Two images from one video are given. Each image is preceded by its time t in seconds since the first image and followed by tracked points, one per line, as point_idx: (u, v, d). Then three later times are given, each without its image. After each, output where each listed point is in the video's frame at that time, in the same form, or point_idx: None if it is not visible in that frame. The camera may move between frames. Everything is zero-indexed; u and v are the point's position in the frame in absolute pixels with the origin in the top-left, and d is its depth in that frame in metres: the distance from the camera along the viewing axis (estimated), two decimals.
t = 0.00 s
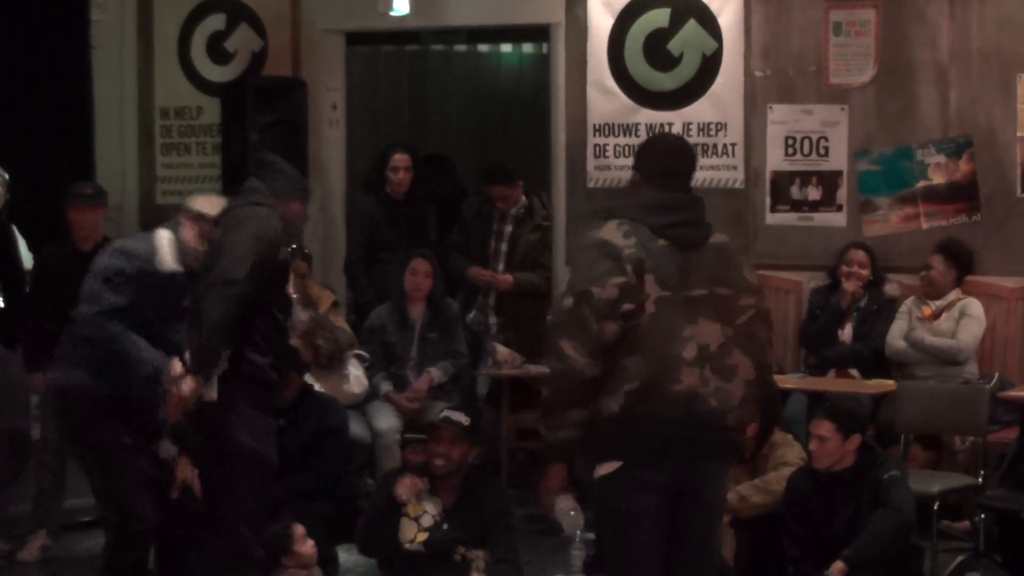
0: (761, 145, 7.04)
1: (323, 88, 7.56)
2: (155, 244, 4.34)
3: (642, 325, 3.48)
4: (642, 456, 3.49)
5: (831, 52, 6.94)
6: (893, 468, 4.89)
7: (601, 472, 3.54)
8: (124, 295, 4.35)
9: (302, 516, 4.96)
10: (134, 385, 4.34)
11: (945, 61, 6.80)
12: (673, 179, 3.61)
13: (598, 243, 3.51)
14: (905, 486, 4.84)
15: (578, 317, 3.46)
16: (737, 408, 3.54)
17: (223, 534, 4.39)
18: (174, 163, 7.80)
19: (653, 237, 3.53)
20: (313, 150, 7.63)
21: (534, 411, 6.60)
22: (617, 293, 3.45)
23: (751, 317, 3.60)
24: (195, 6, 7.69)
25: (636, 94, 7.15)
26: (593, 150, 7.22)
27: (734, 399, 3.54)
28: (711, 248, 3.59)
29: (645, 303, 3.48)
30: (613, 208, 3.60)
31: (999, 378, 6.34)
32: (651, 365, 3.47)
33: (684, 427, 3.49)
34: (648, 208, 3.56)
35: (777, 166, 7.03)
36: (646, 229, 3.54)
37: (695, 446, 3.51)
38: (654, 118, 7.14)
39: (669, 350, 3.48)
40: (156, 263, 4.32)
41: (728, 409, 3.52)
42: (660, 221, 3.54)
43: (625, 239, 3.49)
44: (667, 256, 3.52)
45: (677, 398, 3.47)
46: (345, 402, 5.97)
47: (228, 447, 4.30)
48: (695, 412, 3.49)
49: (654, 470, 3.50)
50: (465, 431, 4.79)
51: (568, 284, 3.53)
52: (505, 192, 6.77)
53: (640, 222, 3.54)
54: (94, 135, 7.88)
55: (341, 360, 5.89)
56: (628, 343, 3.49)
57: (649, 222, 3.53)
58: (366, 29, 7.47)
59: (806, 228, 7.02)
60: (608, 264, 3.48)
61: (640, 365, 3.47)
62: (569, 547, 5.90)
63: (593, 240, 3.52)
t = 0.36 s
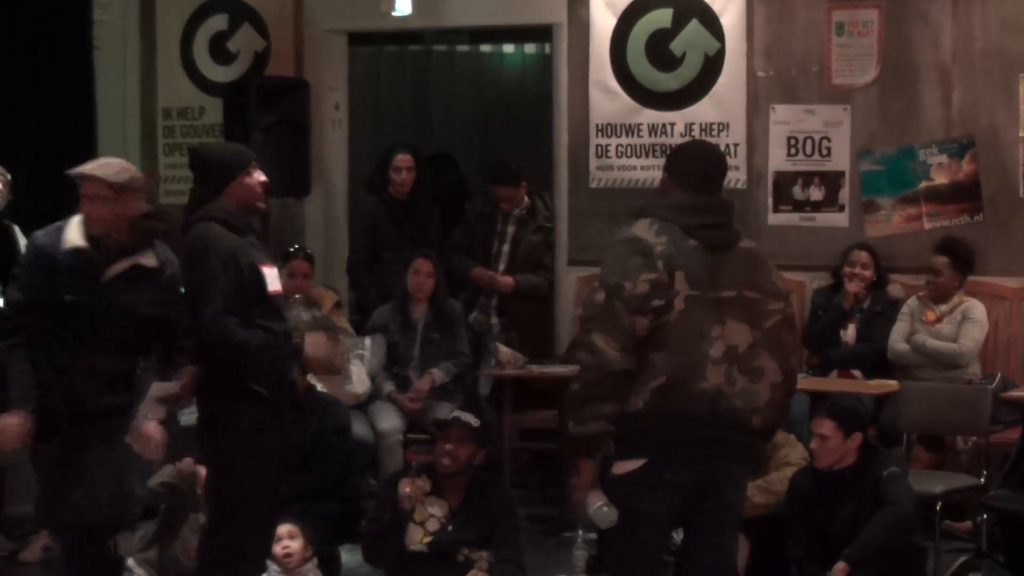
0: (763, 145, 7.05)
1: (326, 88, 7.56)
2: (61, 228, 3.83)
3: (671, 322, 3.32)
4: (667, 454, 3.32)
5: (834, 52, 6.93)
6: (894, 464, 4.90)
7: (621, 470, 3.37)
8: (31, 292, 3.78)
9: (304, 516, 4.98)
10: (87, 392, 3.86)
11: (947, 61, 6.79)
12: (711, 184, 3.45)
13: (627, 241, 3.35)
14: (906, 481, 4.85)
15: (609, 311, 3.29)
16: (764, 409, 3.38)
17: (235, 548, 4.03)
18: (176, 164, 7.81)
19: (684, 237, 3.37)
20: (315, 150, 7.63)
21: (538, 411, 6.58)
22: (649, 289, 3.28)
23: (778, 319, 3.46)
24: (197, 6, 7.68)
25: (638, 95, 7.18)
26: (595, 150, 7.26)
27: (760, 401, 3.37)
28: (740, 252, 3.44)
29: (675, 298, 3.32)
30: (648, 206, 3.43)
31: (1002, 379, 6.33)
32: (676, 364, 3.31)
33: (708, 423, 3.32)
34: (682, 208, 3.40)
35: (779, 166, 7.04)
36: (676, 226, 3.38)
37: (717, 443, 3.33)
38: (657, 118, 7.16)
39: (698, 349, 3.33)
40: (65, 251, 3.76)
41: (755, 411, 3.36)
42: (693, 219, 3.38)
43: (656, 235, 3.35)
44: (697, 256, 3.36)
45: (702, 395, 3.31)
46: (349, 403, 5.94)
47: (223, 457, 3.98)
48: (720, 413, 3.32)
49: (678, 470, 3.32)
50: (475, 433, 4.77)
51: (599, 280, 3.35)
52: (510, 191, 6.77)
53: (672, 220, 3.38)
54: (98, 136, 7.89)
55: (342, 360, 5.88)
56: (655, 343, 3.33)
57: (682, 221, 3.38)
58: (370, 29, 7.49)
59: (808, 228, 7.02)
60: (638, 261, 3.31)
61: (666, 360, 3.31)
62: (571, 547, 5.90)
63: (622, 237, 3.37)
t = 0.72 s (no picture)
0: (764, 145, 7.06)
1: (328, 88, 7.58)
2: None
3: (673, 329, 3.30)
4: (667, 456, 3.32)
5: (836, 52, 6.93)
6: (896, 464, 4.91)
7: (621, 471, 3.38)
8: None
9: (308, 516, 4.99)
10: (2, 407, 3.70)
11: (950, 61, 6.78)
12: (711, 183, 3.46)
13: (627, 247, 3.33)
14: (907, 480, 4.85)
15: (609, 319, 3.29)
16: (768, 408, 3.36)
17: (229, 551, 4.05)
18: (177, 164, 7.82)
19: (683, 240, 3.36)
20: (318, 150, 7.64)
21: (540, 411, 6.57)
22: (648, 297, 3.28)
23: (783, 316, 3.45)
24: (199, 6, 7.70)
25: (639, 95, 7.19)
26: (597, 150, 7.27)
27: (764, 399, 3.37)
28: (740, 250, 3.44)
29: (675, 306, 3.30)
30: (647, 208, 3.42)
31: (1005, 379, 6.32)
32: (682, 369, 3.29)
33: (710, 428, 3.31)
34: (681, 210, 3.39)
35: (781, 166, 7.05)
36: (675, 230, 3.37)
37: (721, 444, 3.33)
38: (659, 118, 7.17)
39: (701, 352, 3.32)
40: None
41: (760, 411, 3.35)
42: (694, 223, 3.37)
43: (654, 240, 3.32)
44: (699, 259, 3.35)
45: (705, 394, 3.29)
46: (351, 403, 5.95)
47: (222, 460, 3.99)
48: (724, 412, 3.31)
49: (679, 471, 3.31)
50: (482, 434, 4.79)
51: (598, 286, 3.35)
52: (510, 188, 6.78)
53: (670, 224, 3.37)
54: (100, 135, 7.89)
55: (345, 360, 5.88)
56: (657, 349, 3.31)
57: (681, 225, 3.37)
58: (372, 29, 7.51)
59: (811, 228, 7.02)
60: (638, 267, 3.30)
61: (670, 367, 3.29)
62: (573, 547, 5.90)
63: (621, 243, 3.35)
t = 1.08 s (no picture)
0: (766, 145, 7.06)
1: (330, 88, 7.57)
2: None
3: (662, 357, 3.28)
4: (666, 456, 3.30)
5: (838, 52, 6.92)
6: (897, 464, 4.91)
7: (587, 481, 3.35)
8: None
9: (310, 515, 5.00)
10: None
11: (951, 61, 6.78)
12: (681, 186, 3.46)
13: (615, 270, 3.27)
14: (907, 480, 4.86)
15: (599, 346, 3.26)
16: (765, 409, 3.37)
17: (228, 552, 4.08)
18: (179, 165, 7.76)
19: (668, 257, 3.33)
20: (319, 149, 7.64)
21: (541, 411, 6.55)
22: (641, 324, 3.24)
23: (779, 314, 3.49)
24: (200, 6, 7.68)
25: (641, 94, 7.20)
26: (599, 150, 7.27)
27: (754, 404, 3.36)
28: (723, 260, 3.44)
29: (667, 331, 3.27)
30: (621, 220, 3.38)
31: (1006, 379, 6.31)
32: (669, 397, 3.28)
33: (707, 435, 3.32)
34: (656, 223, 3.37)
35: (783, 166, 7.05)
36: (658, 248, 3.33)
37: (696, 462, 3.33)
38: (660, 118, 7.18)
39: (687, 376, 3.29)
40: None
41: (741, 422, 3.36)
42: (676, 239, 3.36)
43: (643, 263, 3.27)
44: (685, 278, 3.33)
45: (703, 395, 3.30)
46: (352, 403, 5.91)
47: (222, 460, 4.00)
48: (723, 412, 3.33)
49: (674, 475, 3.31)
50: (487, 438, 4.79)
51: (584, 309, 3.29)
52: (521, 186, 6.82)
53: (652, 241, 3.33)
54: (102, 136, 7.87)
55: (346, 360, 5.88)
56: (646, 375, 3.29)
57: (666, 242, 3.34)
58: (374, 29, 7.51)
59: (812, 228, 7.03)
60: (629, 292, 3.25)
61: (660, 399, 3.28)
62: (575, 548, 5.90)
63: (608, 266, 3.28)
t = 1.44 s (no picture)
0: (766, 144, 7.08)
1: (331, 88, 7.57)
2: None
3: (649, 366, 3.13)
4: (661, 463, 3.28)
5: (838, 52, 6.93)
6: (894, 463, 4.90)
7: (558, 492, 3.27)
8: None
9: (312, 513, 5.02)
10: None
11: (952, 60, 6.78)
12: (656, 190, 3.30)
13: (613, 272, 3.10)
14: (905, 477, 4.85)
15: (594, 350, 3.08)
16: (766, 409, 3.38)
17: (227, 554, 4.04)
18: (179, 164, 7.81)
19: (661, 261, 3.17)
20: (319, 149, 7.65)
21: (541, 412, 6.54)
22: (634, 333, 3.08)
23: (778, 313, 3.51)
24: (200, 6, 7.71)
25: (641, 94, 7.20)
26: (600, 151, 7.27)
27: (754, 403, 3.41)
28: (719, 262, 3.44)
29: (657, 341, 3.13)
30: (611, 221, 3.21)
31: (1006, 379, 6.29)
32: (655, 404, 3.16)
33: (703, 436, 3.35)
34: (647, 225, 3.22)
35: (783, 166, 7.07)
36: (655, 253, 3.16)
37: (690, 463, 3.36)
38: (661, 118, 7.17)
39: (673, 385, 3.19)
40: None
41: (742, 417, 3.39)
42: (666, 242, 3.20)
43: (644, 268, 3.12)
44: (670, 282, 3.17)
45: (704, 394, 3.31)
46: (352, 403, 5.90)
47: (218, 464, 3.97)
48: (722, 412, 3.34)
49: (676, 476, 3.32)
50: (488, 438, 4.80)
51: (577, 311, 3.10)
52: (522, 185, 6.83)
53: (646, 245, 3.16)
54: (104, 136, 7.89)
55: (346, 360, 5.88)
56: (630, 384, 3.13)
57: (659, 246, 3.17)
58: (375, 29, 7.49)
59: (811, 228, 7.04)
60: (625, 298, 3.09)
61: (646, 405, 3.15)
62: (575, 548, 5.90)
63: (607, 268, 3.11)
